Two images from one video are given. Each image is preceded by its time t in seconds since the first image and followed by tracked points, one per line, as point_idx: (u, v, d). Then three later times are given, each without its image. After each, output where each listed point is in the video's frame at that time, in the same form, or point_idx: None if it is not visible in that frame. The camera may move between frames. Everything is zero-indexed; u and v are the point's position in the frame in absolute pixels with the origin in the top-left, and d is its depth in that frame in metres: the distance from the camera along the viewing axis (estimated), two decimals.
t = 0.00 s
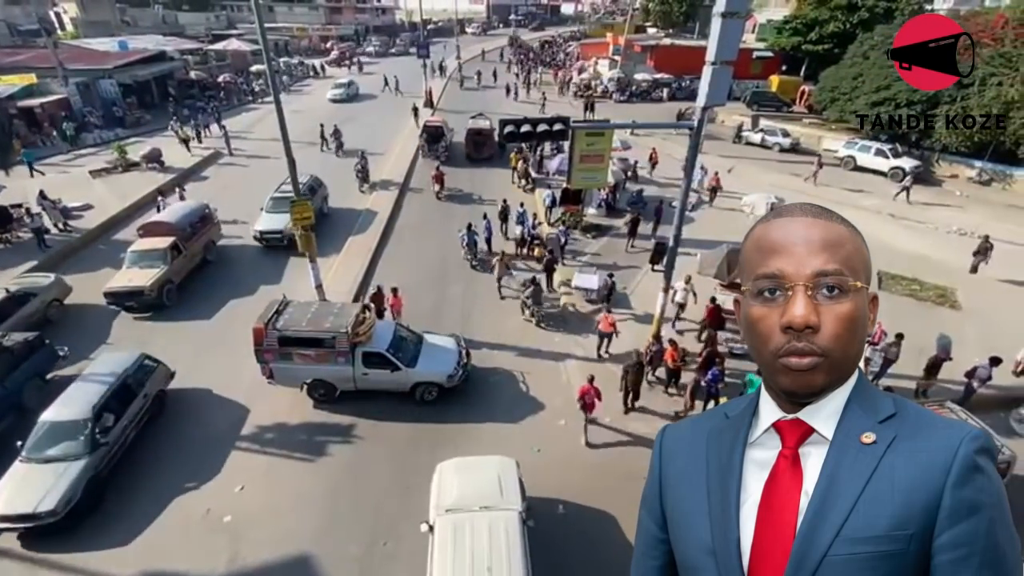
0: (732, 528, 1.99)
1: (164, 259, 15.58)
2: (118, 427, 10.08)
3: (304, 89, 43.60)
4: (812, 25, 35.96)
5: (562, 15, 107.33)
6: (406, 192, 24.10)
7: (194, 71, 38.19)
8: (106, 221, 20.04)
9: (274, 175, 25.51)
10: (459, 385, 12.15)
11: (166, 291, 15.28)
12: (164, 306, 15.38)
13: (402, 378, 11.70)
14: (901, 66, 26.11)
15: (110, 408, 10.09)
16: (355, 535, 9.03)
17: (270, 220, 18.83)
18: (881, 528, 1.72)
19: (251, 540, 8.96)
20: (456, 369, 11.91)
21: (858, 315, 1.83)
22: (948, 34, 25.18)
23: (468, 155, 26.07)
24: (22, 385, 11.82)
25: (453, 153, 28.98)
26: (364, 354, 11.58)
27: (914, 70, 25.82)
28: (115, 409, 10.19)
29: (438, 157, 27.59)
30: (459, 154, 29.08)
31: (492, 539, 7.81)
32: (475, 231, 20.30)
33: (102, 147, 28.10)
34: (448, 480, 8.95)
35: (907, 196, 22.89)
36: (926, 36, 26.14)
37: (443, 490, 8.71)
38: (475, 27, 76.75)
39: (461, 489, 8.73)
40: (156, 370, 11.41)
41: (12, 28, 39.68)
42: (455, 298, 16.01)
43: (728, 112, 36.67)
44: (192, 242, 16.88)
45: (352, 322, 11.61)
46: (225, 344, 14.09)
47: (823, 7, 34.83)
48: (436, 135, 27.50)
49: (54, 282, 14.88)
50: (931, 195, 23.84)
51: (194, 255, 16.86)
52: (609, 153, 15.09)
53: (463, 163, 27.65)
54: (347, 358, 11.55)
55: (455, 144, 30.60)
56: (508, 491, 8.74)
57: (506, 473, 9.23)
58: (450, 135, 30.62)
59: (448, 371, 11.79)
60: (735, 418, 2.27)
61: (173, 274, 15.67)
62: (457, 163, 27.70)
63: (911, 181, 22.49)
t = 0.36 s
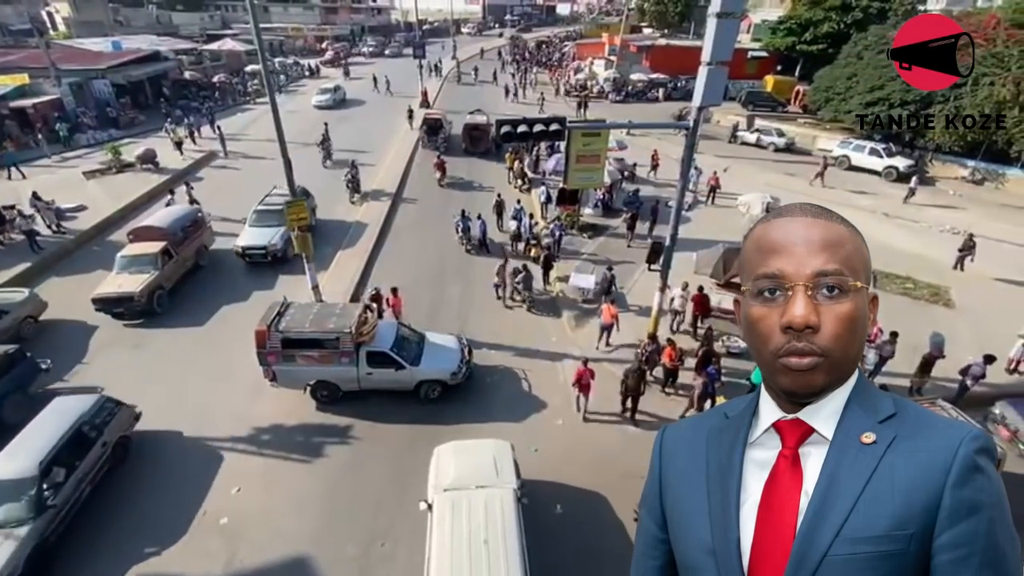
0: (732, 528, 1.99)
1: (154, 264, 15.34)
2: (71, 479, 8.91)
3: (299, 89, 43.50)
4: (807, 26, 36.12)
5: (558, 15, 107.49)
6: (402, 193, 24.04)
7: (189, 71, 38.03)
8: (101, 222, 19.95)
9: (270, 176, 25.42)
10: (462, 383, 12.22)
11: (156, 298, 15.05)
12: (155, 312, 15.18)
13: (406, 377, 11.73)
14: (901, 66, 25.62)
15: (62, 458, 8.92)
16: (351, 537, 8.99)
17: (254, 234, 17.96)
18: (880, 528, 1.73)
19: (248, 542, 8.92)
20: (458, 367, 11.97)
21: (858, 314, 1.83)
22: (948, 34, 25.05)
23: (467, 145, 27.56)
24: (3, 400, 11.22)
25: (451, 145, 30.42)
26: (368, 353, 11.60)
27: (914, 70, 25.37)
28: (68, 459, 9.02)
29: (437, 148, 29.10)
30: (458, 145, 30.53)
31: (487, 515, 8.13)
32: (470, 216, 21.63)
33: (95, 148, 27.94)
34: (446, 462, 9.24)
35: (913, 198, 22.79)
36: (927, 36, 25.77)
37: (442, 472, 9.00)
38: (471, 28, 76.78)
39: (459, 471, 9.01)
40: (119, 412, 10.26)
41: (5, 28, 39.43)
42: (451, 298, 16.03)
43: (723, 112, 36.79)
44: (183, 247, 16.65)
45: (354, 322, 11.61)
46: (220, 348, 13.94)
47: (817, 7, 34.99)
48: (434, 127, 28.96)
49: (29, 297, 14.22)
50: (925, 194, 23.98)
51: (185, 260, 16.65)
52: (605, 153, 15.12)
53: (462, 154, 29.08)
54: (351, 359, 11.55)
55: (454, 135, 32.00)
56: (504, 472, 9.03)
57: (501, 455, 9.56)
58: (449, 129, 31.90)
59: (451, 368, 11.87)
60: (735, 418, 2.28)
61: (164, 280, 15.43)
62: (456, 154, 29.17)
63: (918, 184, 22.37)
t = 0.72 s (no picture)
0: (732, 528, 2.00)
1: (144, 270, 15.05)
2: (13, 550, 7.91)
3: (295, 89, 43.37)
4: (801, 25, 36.25)
5: (554, 14, 107.56)
6: (398, 193, 24.01)
7: (183, 71, 37.87)
8: (96, 223, 19.86)
9: (266, 176, 25.36)
10: (465, 379, 12.31)
11: (147, 304, 14.77)
12: (145, 319, 14.87)
13: (411, 375, 11.79)
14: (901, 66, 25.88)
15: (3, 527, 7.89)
16: (349, 538, 8.97)
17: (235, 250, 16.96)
18: (881, 529, 1.73)
19: (245, 543, 8.89)
20: (461, 362, 12.07)
21: (858, 314, 1.84)
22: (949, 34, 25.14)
23: (464, 137, 29.19)
24: None
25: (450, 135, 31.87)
26: (372, 353, 11.63)
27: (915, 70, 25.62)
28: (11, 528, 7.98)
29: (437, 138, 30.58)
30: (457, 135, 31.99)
31: (484, 497, 8.26)
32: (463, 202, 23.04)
33: (89, 149, 27.78)
34: (443, 447, 9.38)
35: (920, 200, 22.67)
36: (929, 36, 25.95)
37: (439, 457, 9.12)
38: (467, 28, 76.77)
39: (456, 456, 9.14)
40: (75, 464, 9.17)
41: None
42: (448, 298, 16.03)
43: (719, 111, 36.90)
44: (175, 252, 16.50)
45: (355, 322, 11.63)
46: (215, 350, 13.86)
47: (812, 6, 35.11)
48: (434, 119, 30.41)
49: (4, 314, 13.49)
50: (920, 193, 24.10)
51: (177, 265, 16.50)
52: (602, 152, 15.13)
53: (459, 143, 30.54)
54: (355, 358, 11.57)
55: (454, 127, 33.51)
56: (500, 456, 9.19)
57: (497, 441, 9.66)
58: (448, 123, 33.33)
59: (455, 366, 11.94)
60: (734, 418, 2.29)
61: (153, 286, 15.14)
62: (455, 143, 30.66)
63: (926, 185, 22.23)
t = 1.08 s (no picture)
0: (732, 528, 2.00)
1: (133, 276, 14.72)
2: None
3: (290, 88, 43.27)
4: (797, 25, 36.34)
5: (551, 13, 107.52)
6: (395, 193, 23.95)
7: (178, 71, 37.71)
8: (92, 224, 19.74)
9: (262, 177, 25.28)
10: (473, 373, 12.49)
11: (137, 311, 14.39)
12: (135, 327, 14.46)
13: (421, 370, 11.88)
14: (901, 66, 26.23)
15: None
16: (346, 539, 8.95)
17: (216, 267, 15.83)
18: (881, 528, 1.74)
19: (242, 545, 8.86)
20: (471, 355, 12.21)
21: (858, 314, 1.85)
22: (948, 33, 25.27)
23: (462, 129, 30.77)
24: None
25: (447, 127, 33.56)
26: (382, 350, 11.64)
27: (914, 69, 25.84)
28: None
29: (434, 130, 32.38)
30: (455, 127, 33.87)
31: (481, 485, 8.29)
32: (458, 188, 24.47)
33: (83, 149, 27.64)
34: (440, 436, 9.37)
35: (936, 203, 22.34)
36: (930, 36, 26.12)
37: (437, 445, 9.14)
38: (463, 28, 76.72)
39: (454, 445, 9.15)
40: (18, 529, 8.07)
41: None
42: (445, 297, 16.03)
43: (715, 110, 36.97)
44: (165, 258, 16.21)
45: (365, 321, 11.60)
46: (212, 350, 13.84)
47: (807, 6, 35.24)
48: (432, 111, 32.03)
49: None
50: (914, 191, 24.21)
51: (167, 271, 16.18)
52: (598, 151, 15.13)
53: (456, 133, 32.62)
54: (367, 356, 11.58)
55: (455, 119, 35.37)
56: (497, 445, 9.20)
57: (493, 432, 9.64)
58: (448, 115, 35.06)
59: (464, 359, 12.09)
60: (735, 418, 2.30)
61: (144, 293, 14.79)
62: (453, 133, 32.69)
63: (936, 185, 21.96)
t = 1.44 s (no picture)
0: (732, 528, 2.01)
1: (121, 283, 14.44)
2: None
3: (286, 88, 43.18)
4: (793, 23, 36.39)
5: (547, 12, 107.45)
6: (392, 192, 23.91)
7: (173, 70, 37.56)
8: (87, 224, 19.64)
9: (259, 176, 25.26)
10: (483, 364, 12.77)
11: (125, 318, 14.08)
12: (124, 334, 14.16)
13: (434, 363, 12.05)
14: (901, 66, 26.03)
15: None
16: (343, 540, 8.93)
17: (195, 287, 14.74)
18: (881, 528, 1.75)
19: (239, 546, 8.83)
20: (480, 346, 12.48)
21: (858, 314, 1.85)
22: (948, 34, 25.08)
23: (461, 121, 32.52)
24: None
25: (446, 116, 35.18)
26: (395, 345, 11.74)
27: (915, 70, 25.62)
28: None
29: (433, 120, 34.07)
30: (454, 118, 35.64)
31: (477, 473, 8.32)
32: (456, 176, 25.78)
33: (78, 150, 27.50)
34: (438, 429, 9.34)
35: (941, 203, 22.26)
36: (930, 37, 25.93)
37: (434, 435, 9.14)
38: (459, 27, 76.64)
39: (451, 436, 9.14)
40: None
41: None
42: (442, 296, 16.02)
43: (711, 109, 37.03)
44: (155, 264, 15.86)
45: (378, 318, 11.66)
46: (209, 351, 13.79)
47: (802, 5, 35.33)
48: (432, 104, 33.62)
49: None
50: (909, 190, 24.30)
51: (157, 277, 15.86)
52: (595, 151, 15.16)
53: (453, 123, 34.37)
54: (381, 352, 11.66)
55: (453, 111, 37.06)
56: (493, 437, 9.18)
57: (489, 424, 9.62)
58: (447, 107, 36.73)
59: (475, 350, 12.38)
60: (735, 418, 2.30)
61: (132, 300, 14.47)
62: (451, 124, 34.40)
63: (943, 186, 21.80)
